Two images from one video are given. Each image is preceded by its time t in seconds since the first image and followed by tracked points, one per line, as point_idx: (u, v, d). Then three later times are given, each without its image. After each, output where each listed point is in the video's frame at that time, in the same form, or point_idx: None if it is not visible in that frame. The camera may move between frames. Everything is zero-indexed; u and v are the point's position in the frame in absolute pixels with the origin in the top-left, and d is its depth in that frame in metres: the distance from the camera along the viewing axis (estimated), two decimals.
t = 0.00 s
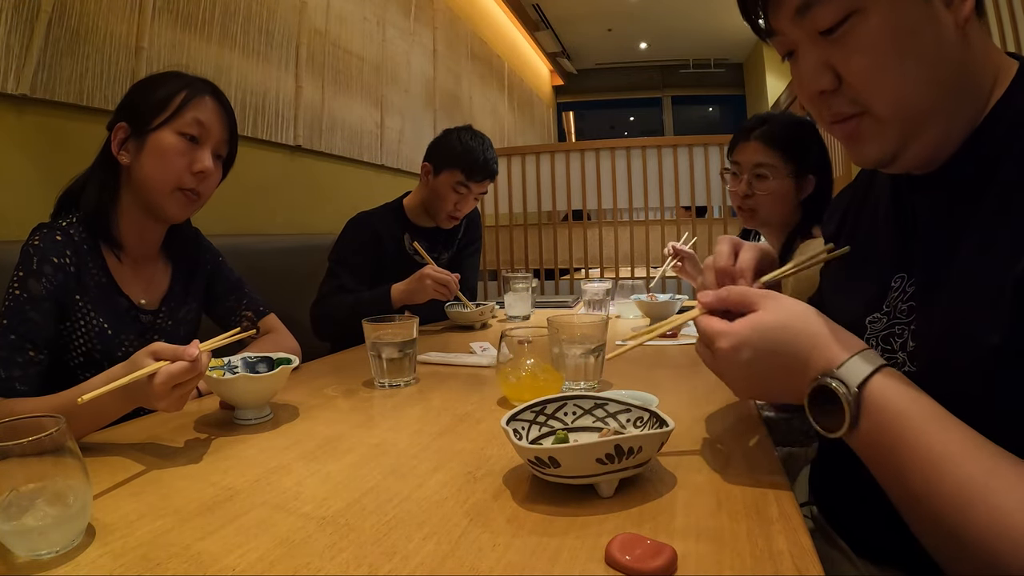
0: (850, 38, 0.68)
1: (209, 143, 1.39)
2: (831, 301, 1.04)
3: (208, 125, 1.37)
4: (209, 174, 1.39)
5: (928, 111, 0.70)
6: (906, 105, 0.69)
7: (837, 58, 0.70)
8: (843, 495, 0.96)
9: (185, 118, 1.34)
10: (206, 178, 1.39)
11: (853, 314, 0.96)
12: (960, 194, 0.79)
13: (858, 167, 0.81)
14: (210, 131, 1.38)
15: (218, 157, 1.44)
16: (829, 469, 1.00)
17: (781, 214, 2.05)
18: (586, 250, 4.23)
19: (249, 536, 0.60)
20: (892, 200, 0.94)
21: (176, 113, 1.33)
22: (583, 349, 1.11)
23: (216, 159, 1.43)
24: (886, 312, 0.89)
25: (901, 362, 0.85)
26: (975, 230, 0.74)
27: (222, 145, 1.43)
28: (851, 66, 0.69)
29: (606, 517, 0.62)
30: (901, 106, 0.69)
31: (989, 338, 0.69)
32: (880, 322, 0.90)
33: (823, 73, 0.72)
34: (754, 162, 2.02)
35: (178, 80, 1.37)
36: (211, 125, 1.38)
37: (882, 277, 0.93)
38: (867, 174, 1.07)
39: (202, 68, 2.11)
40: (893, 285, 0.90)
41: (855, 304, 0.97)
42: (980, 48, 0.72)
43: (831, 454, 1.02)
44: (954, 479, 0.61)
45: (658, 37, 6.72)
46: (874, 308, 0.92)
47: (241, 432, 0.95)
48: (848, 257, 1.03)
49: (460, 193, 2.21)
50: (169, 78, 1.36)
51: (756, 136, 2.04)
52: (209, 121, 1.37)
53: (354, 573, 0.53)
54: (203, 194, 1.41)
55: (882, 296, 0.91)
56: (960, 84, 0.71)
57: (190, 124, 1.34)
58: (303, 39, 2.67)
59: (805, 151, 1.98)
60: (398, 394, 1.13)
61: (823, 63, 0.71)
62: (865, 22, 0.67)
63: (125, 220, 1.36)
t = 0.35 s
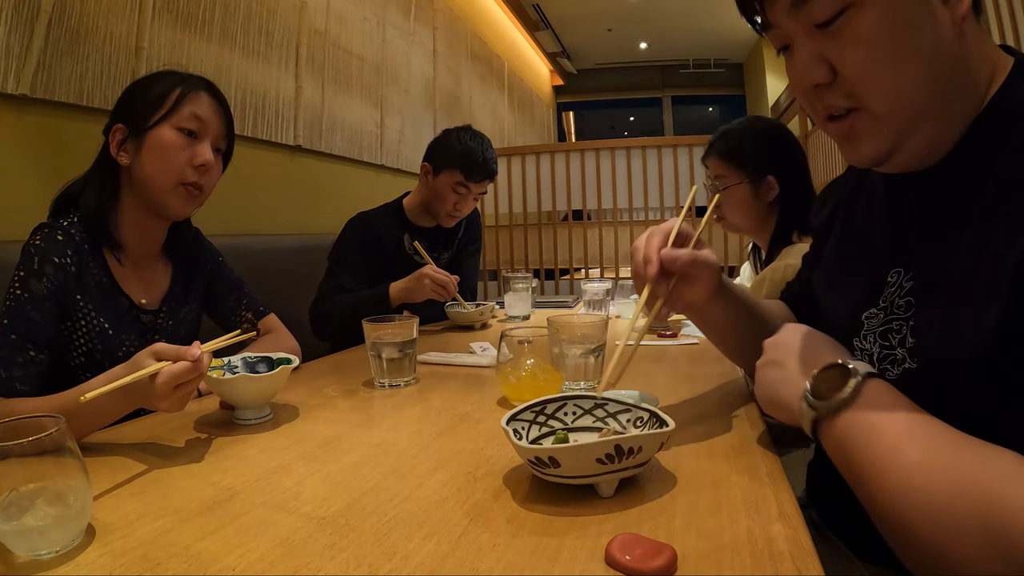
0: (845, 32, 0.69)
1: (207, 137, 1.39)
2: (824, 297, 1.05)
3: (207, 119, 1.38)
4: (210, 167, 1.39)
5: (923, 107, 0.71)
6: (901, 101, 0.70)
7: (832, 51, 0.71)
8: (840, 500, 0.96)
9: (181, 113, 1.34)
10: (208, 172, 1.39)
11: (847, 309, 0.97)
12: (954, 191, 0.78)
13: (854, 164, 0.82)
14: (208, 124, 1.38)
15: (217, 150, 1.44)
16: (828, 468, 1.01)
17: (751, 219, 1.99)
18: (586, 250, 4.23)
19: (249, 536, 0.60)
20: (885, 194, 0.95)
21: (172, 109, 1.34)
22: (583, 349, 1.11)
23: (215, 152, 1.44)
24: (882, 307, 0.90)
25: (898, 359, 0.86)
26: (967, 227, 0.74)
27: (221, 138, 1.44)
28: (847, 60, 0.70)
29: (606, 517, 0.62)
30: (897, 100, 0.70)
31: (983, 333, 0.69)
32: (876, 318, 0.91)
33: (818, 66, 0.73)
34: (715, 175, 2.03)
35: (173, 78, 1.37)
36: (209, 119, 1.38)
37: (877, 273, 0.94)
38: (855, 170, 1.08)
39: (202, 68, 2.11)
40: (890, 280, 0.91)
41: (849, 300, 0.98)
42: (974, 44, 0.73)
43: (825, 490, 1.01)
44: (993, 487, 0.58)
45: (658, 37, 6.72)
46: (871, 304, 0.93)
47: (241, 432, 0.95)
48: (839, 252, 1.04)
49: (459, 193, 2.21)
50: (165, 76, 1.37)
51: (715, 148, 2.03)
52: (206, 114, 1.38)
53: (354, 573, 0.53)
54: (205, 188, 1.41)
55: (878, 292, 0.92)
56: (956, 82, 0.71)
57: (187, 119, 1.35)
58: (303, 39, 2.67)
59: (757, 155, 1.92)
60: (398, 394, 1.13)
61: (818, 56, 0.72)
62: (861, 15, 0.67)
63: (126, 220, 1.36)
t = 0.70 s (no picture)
0: (828, 32, 0.62)
1: (201, 134, 1.39)
2: (811, 301, 1.04)
3: (200, 117, 1.37)
4: (206, 164, 1.39)
5: (907, 115, 0.65)
6: (884, 109, 0.65)
7: (812, 53, 0.64)
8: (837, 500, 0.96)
9: (174, 112, 1.34)
10: (203, 168, 1.39)
11: (834, 318, 0.97)
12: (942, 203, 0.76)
13: (834, 171, 0.76)
14: (202, 121, 1.38)
15: (211, 146, 1.44)
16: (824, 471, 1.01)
17: (736, 223, 2.02)
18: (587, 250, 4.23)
19: (249, 536, 0.60)
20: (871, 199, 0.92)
21: (165, 107, 1.33)
22: (583, 349, 1.11)
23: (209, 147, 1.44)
24: (868, 319, 0.89)
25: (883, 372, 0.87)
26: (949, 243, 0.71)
27: (215, 134, 1.44)
28: (825, 66, 0.64)
29: (605, 517, 0.62)
30: (880, 108, 0.65)
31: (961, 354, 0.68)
32: (862, 331, 0.91)
33: (795, 69, 0.67)
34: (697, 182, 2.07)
35: (165, 76, 1.37)
36: (202, 116, 1.38)
37: (864, 281, 0.92)
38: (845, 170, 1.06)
39: (202, 68, 2.11)
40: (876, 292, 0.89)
41: (839, 307, 0.96)
42: (965, 42, 0.67)
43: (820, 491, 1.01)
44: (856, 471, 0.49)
45: (659, 37, 6.72)
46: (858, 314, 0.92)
47: (241, 432, 0.95)
48: (828, 252, 1.02)
49: (457, 191, 2.21)
50: (157, 75, 1.37)
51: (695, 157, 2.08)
52: (199, 112, 1.37)
53: (354, 573, 0.53)
54: (201, 185, 1.41)
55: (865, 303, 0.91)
56: (944, 87, 0.65)
57: (180, 117, 1.34)
58: (303, 39, 2.67)
59: (734, 161, 1.95)
60: (398, 394, 1.13)
61: (796, 59, 0.66)
62: (845, 15, 0.61)
63: (123, 222, 1.36)
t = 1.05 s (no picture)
0: (790, 92, 0.57)
1: (187, 137, 1.38)
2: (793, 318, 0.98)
3: (185, 119, 1.37)
4: (189, 166, 1.38)
5: (881, 170, 0.61)
6: (856, 167, 0.60)
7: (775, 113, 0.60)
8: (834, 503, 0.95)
9: (160, 113, 1.34)
10: (187, 170, 1.38)
11: (816, 336, 0.90)
12: (923, 228, 0.68)
13: (810, 226, 0.71)
14: (187, 124, 1.37)
15: (197, 149, 1.43)
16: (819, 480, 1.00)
17: (732, 226, 2.03)
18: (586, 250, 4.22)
19: (249, 536, 0.60)
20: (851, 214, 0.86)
21: (151, 108, 1.33)
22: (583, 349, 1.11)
23: (195, 150, 1.43)
24: (853, 339, 0.83)
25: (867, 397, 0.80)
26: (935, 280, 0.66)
27: (200, 137, 1.43)
28: (790, 127, 0.59)
29: (606, 517, 0.62)
30: (847, 169, 0.60)
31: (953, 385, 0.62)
32: (845, 349, 0.84)
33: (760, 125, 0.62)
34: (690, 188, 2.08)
35: (153, 76, 1.37)
36: (187, 118, 1.37)
37: (850, 303, 0.85)
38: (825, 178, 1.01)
39: (202, 68, 2.11)
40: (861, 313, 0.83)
41: (823, 328, 0.90)
42: (946, 80, 0.61)
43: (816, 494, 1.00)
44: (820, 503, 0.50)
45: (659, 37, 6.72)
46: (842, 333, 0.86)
47: (241, 432, 0.95)
48: (810, 264, 0.95)
49: (455, 188, 2.21)
50: (145, 74, 1.37)
51: (687, 163, 2.09)
52: (185, 114, 1.36)
53: (354, 573, 0.53)
54: (185, 186, 1.40)
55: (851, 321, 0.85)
56: (923, 136, 0.60)
57: (165, 118, 1.34)
58: (303, 40, 2.67)
59: (725, 165, 1.96)
60: (397, 394, 1.13)
61: (760, 116, 0.61)
62: (807, 75, 0.56)
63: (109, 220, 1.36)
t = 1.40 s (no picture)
0: (802, 102, 0.57)
1: (179, 137, 1.40)
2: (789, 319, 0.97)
3: (177, 119, 1.38)
4: (183, 165, 1.40)
5: (890, 177, 0.61)
6: (866, 175, 0.60)
7: (786, 123, 0.60)
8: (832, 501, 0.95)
9: (155, 113, 1.35)
10: (181, 169, 1.40)
11: (813, 338, 0.90)
12: (925, 230, 0.68)
13: (815, 235, 0.71)
14: (180, 125, 1.39)
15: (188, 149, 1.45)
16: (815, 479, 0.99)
17: (731, 227, 2.03)
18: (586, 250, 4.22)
19: (249, 536, 0.60)
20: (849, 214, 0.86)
21: (146, 108, 1.34)
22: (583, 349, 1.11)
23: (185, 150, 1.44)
24: (850, 340, 0.82)
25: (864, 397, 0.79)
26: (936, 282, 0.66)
27: (191, 137, 1.44)
28: (802, 135, 0.59)
29: (606, 517, 0.62)
30: (856, 177, 0.60)
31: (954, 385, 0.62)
32: (842, 351, 0.83)
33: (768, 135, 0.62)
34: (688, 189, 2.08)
35: (141, 77, 1.37)
36: (180, 118, 1.39)
37: (846, 305, 0.85)
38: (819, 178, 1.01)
39: (202, 68, 2.11)
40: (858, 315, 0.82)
41: (821, 330, 0.89)
42: (955, 86, 0.61)
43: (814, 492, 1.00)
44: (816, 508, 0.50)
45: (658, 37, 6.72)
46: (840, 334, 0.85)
47: (241, 432, 0.95)
48: (806, 263, 0.95)
49: (454, 187, 2.21)
50: (134, 75, 1.37)
51: (685, 165, 2.09)
52: (177, 114, 1.38)
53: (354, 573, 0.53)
54: (179, 185, 1.42)
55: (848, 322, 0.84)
56: (935, 143, 0.60)
57: (159, 118, 1.35)
58: (303, 40, 2.67)
59: (723, 166, 1.95)
60: (397, 394, 1.13)
61: (769, 126, 0.61)
62: (821, 83, 0.56)
63: (101, 219, 1.36)
